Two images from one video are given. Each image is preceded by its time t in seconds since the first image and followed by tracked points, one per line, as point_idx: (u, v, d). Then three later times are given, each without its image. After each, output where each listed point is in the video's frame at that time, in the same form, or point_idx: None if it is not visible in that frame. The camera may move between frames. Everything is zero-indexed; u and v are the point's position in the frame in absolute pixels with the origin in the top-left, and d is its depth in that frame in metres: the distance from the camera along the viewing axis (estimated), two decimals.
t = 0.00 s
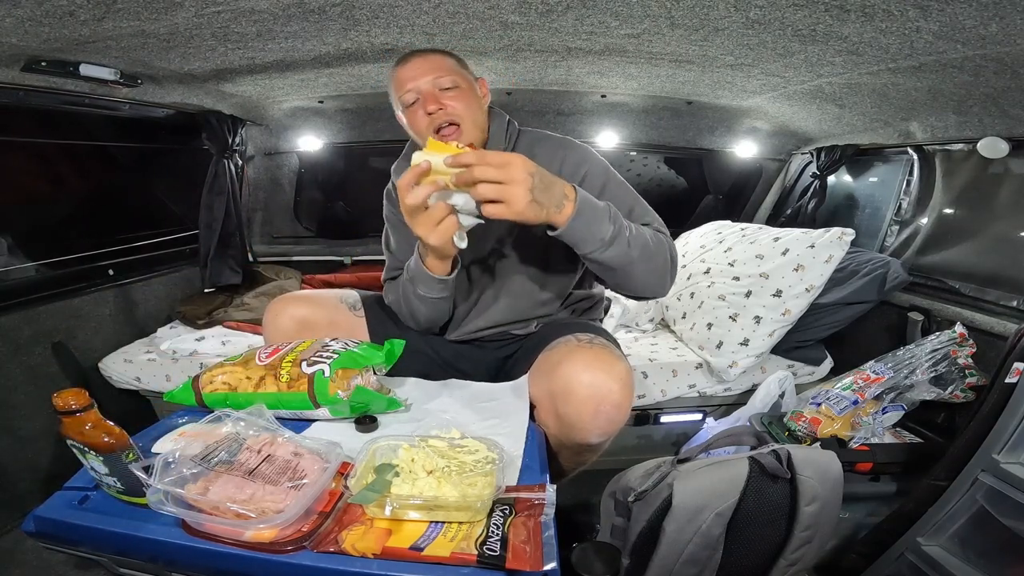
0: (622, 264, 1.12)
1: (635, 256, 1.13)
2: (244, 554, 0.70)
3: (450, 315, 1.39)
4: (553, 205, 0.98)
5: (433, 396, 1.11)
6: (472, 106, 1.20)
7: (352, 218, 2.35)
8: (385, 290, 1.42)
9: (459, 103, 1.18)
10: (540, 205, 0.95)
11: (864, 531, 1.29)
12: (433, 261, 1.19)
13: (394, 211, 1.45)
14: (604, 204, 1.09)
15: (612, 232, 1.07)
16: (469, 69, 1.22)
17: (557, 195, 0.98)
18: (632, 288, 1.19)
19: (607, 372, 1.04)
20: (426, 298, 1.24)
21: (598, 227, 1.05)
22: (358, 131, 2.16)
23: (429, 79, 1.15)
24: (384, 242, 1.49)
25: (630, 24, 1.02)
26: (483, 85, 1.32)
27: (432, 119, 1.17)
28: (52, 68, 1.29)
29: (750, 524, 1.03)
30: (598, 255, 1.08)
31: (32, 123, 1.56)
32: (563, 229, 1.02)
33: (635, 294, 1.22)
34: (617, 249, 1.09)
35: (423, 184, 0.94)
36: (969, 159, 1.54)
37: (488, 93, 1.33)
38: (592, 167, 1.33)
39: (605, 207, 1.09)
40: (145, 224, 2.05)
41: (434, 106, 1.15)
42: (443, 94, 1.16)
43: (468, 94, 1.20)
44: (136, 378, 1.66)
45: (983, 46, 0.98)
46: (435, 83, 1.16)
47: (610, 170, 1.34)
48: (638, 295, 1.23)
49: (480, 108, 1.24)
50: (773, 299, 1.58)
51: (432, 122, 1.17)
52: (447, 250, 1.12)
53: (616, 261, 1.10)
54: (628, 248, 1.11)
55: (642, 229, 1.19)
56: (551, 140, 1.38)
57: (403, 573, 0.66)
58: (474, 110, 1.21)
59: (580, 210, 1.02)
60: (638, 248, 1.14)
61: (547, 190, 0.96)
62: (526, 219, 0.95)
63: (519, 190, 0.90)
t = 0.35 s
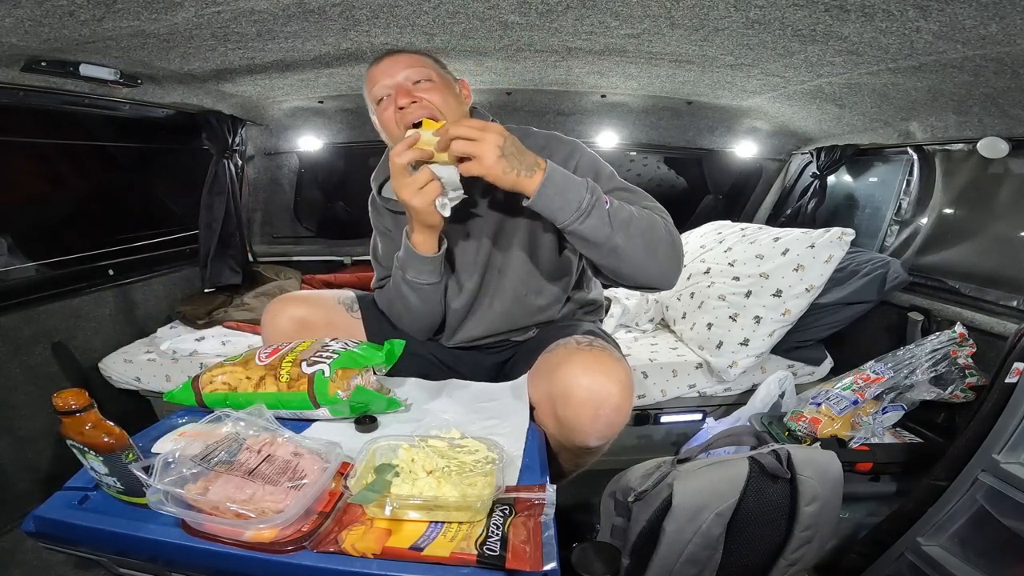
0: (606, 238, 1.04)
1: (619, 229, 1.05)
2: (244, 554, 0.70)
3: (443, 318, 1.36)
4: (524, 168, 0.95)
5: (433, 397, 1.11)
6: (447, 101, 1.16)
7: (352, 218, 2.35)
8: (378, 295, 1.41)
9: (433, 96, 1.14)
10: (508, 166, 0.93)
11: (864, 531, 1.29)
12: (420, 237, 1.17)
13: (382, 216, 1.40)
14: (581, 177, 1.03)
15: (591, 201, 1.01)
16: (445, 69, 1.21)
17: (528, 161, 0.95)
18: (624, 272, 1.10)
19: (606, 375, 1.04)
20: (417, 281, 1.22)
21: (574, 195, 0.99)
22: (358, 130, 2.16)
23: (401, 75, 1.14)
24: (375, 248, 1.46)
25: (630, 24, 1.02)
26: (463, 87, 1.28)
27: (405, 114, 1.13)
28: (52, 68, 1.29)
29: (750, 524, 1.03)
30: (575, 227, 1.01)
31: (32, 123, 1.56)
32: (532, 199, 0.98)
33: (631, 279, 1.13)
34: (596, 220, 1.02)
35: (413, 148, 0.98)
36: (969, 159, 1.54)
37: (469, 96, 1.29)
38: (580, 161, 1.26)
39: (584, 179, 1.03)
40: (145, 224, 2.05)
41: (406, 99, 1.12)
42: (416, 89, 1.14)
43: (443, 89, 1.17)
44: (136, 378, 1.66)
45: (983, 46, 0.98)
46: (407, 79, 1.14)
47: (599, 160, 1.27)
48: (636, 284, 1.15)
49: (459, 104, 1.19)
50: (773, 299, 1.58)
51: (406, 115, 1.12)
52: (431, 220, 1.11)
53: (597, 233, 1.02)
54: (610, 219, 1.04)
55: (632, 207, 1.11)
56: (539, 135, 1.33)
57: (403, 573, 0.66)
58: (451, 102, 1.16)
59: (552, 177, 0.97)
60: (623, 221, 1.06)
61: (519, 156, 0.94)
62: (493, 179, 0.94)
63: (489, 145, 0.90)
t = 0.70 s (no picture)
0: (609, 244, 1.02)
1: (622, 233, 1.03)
2: (244, 554, 0.70)
3: (439, 321, 1.37)
4: (516, 177, 0.93)
5: (433, 397, 1.11)
6: (445, 109, 1.12)
7: (352, 218, 2.35)
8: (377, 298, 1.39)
9: (430, 106, 1.10)
10: (498, 176, 0.92)
11: (864, 531, 1.29)
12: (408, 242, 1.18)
13: (375, 221, 1.37)
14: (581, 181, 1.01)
15: (592, 208, 0.98)
16: (435, 73, 1.16)
17: (522, 169, 0.93)
18: (628, 277, 1.09)
19: (608, 378, 1.04)
20: (413, 282, 1.23)
21: (574, 202, 0.97)
22: (358, 131, 2.16)
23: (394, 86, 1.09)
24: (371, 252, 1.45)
25: (630, 24, 1.02)
26: (457, 86, 1.24)
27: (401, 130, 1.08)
28: (52, 68, 1.29)
29: (749, 524, 1.03)
30: (576, 236, 0.98)
31: (32, 123, 1.56)
32: (530, 207, 0.95)
33: (635, 283, 1.11)
34: (598, 228, 0.99)
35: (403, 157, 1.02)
36: (969, 160, 1.54)
37: (464, 96, 1.25)
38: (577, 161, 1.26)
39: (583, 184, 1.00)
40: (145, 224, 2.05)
41: (403, 114, 1.08)
42: (411, 101, 1.09)
43: (439, 97, 1.12)
44: (136, 378, 1.66)
45: (983, 46, 0.98)
46: (401, 90, 1.09)
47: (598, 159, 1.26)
48: (640, 288, 1.13)
49: (454, 111, 1.16)
50: (774, 299, 1.58)
51: (404, 134, 1.09)
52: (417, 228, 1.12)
53: (599, 241, 1.00)
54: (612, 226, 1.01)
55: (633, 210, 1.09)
56: (537, 135, 1.33)
57: (403, 572, 0.66)
58: (449, 112, 1.13)
59: (550, 185, 0.94)
60: (625, 227, 1.04)
61: (511, 163, 0.92)
62: (483, 189, 0.93)
63: (474, 155, 0.90)
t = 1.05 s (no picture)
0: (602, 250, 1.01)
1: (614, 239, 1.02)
2: (244, 554, 0.70)
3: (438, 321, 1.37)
4: (495, 197, 0.93)
5: (433, 397, 1.11)
6: (441, 107, 1.13)
7: (352, 218, 2.34)
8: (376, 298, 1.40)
9: (427, 104, 1.10)
10: (475, 199, 0.93)
11: (864, 531, 1.29)
12: (402, 244, 1.20)
13: (372, 223, 1.36)
14: (570, 190, 0.99)
15: (579, 220, 0.97)
16: (432, 72, 1.16)
17: (501, 188, 0.93)
18: (626, 280, 1.08)
19: (608, 378, 1.04)
20: (414, 282, 1.23)
21: (560, 215, 0.96)
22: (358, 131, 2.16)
23: (390, 85, 1.10)
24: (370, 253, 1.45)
25: (630, 24, 1.02)
26: (454, 88, 1.24)
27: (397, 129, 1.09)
28: (52, 68, 1.29)
29: (749, 523, 1.03)
30: (564, 247, 0.98)
31: (32, 123, 1.56)
32: (514, 223, 0.95)
33: (636, 285, 1.10)
34: (585, 238, 0.99)
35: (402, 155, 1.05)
36: (969, 159, 1.54)
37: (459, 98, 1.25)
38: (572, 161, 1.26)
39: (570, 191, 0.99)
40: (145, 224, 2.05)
41: (400, 113, 1.08)
42: (407, 100, 1.10)
43: (435, 96, 1.13)
44: (136, 378, 1.66)
45: (983, 46, 0.98)
46: (397, 89, 1.10)
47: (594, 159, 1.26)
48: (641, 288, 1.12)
49: (451, 111, 1.18)
50: (774, 299, 1.58)
51: (400, 131, 1.10)
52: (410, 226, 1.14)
53: (588, 250, 1.00)
54: (602, 236, 1.00)
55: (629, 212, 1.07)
56: (534, 135, 1.33)
57: (403, 572, 0.66)
58: (445, 112, 1.14)
59: (532, 202, 0.94)
60: (617, 235, 1.03)
61: (491, 183, 0.92)
62: (463, 208, 0.95)
63: (450, 179, 0.91)
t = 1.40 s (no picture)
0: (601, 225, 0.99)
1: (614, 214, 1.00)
2: (244, 554, 0.70)
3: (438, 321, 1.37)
4: (489, 172, 0.92)
5: (433, 397, 1.11)
6: (446, 104, 1.13)
7: (352, 218, 2.34)
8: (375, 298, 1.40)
9: (432, 99, 1.11)
10: (470, 178, 0.93)
11: (864, 531, 1.29)
12: (396, 252, 1.20)
13: (371, 223, 1.36)
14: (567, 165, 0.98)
15: (577, 192, 0.96)
16: (439, 70, 1.17)
17: (494, 163, 0.92)
18: (629, 259, 1.06)
19: (608, 379, 1.04)
20: (414, 281, 1.23)
21: (557, 185, 0.94)
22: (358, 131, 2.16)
23: (396, 77, 1.10)
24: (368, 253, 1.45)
25: (630, 24, 1.02)
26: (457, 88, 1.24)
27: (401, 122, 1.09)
28: (52, 68, 1.29)
29: (749, 523, 1.03)
30: (564, 221, 0.96)
31: (32, 123, 1.56)
32: (509, 200, 0.94)
33: (640, 267, 1.08)
34: (585, 211, 0.97)
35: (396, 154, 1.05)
36: (969, 159, 1.54)
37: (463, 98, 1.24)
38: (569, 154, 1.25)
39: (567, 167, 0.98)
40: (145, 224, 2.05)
41: (405, 105, 1.08)
42: (412, 94, 1.10)
43: (440, 93, 1.13)
44: (136, 378, 1.66)
45: (983, 46, 0.98)
46: (403, 82, 1.10)
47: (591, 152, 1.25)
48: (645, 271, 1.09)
49: (455, 109, 1.18)
50: (773, 299, 1.58)
51: (404, 123, 1.09)
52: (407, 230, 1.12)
53: (589, 225, 0.98)
54: (602, 209, 0.99)
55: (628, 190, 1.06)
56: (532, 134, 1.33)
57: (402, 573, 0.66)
58: (449, 109, 1.14)
59: (528, 174, 0.93)
60: (618, 208, 1.01)
61: (485, 158, 0.92)
62: (460, 189, 0.95)
63: (442, 164, 0.92)
